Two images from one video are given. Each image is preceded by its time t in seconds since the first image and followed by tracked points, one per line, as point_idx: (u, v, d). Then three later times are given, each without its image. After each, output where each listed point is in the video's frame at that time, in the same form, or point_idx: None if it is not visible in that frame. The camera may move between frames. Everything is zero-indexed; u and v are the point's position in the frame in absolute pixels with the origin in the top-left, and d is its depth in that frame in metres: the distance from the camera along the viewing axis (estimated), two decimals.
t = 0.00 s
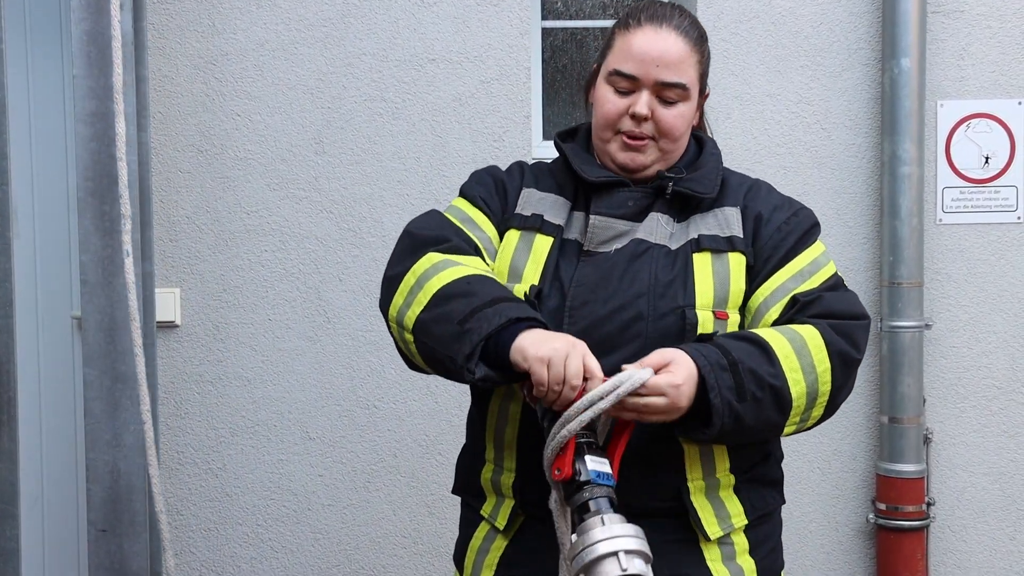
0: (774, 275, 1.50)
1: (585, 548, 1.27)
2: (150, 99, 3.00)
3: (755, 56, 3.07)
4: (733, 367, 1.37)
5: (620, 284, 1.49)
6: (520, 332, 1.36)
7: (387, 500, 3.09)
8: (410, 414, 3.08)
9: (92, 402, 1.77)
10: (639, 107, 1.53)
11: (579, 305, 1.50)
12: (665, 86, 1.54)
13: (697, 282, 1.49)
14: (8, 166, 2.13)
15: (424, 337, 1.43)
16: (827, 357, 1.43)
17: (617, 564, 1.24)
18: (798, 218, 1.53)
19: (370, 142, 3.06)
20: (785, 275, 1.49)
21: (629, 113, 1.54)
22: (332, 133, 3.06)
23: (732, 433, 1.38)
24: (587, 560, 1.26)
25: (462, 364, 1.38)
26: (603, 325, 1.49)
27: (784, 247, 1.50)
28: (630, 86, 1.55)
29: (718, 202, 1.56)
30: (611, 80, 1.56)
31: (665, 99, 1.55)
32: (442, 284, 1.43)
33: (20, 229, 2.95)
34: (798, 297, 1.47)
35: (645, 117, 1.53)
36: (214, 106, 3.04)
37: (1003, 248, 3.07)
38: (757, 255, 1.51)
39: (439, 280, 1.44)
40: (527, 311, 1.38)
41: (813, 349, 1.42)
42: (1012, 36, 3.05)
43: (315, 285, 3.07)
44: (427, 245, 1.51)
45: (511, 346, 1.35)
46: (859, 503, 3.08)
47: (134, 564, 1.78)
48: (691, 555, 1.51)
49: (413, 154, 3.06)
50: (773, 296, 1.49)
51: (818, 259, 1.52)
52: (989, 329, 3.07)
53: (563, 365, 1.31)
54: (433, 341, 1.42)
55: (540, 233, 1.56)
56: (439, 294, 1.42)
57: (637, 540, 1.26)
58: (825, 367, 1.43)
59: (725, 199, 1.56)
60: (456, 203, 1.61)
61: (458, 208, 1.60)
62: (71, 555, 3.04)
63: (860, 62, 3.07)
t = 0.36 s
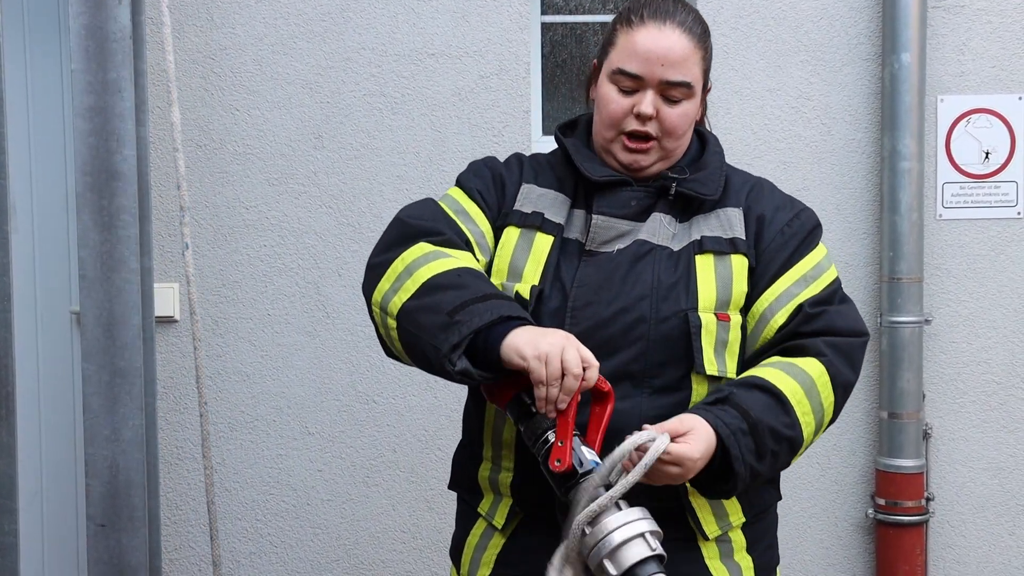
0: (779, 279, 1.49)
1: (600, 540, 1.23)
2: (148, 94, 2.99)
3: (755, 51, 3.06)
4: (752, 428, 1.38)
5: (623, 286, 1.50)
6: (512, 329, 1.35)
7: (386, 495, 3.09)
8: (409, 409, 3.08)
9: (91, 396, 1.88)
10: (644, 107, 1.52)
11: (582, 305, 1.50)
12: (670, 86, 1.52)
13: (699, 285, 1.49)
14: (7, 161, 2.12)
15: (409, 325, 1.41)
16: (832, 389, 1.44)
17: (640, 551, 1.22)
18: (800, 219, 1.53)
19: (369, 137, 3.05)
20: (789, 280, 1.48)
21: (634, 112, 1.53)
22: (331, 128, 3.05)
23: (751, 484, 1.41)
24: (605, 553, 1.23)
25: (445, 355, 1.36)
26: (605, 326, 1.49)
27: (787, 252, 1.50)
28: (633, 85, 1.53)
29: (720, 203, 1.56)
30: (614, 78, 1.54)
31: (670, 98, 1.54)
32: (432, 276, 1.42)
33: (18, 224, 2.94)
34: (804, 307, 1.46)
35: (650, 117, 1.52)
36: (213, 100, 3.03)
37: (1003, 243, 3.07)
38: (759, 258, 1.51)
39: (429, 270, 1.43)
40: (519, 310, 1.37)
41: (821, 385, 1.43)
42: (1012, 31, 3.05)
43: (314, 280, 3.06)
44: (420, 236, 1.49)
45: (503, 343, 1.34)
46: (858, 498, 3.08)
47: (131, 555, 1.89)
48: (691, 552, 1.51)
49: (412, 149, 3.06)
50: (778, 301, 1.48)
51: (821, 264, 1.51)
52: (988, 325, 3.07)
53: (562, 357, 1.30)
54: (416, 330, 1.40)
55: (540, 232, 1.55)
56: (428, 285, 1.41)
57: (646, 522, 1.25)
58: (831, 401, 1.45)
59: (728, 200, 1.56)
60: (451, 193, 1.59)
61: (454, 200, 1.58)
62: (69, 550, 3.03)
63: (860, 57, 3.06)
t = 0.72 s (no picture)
0: (771, 268, 1.49)
1: (601, 490, 1.24)
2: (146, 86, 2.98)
3: (754, 43, 3.05)
4: (746, 382, 1.34)
5: (621, 278, 1.49)
6: (497, 296, 1.37)
7: (385, 488, 3.09)
8: (408, 402, 3.08)
9: (89, 389, 1.83)
10: (647, 109, 1.50)
11: (580, 297, 1.50)
12: (672, 87, 1.50)
13: (698, 277, 1.49)
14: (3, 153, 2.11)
15: (392, 294, 1.43)
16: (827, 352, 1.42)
17: (641, 495, 1.22)
18: (798, 209, 1.53)
19: (367, 130, 3.04)
20: (782, 268, 1.48)
21: (636, 115, 1.52)
22: (329, 120, 3.04)
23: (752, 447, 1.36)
24: (607, 503, 1.23)
25: (427, 321, 1.38)
26: (603, 318, 1.49)
27: (781, 241, 1.50)
28: (635, 87, 1.51)
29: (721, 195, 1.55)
30: (615, 80, 1.52)
31: (672, 99, 1.52)
32: (417, 248, 1.44)
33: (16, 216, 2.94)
34: (795, 289, 1.46)
35: (653, 119, 1.51)
36: (211, 93, 3.02)
37: (1003, 236, 3.06)
38: (755, 248, 1.51)
39: (414, 243, 1.45)
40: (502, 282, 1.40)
41: (813, 342, 1.40)
42: (1012, 23, 3.04)
43: (312, 272, 3.06)
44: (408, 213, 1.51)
45: (489, 308, 1.37)
46: (856, 491, 3.08)
47: (131, 550, 1.85)
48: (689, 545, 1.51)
49: (410, 142, 3.04)
50: (772, 287, 1.48)
51: (816, 252, 1.51)
52: (987, 318, 3.07)
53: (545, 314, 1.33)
54: (400, 299, 1.42)
55: (539, 222, 1.55)
56: (412, 255, 1.43)
57: (645, 469, 1.25)
58: (827, 362, 1.41)
59: (727, 193, 1.55)
60: (450, 176, 1.60)
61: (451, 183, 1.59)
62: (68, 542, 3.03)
63: (860, 49, 3.05)
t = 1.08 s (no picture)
0: (774, 258, 1.49)
1: (592, 419, 1.26)
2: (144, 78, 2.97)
3: (753, 36, 3.05)
4: (754, 352, 1.35)
5: (617, 270, 1.49)
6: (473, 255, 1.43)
7: (383, 481, 3.09)
8: (406, 395, 3.07)
9: (86, 382, 1.81)
10: (639, 95, 1.51)
11: (575, 288, 1.50)
12: (663, 72, 1.51)
13: (694, 269, 1.48)
14: None
15: (376, 275, 1.49)
16: (833, 333, 1.42)
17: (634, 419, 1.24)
18: (797, 201, 1.53)
19: (365, 122, 3.03)
20: (785, 257, 1.48)
21: (628, 101, 1.52)
22: (326, 113, 3.03)
23: (762, 418, 1.37)
24: (598, 431, 1.25)
25: (409, 290, 1.44)
26: (599, 310, 1.49)
27: (781, 233, 1.50)
28: (627, 73, 1.52)
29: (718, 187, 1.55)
30: (606, 67, 1.54)
31: (665, 84, 1.53)
32: (398, 230, 1.51)
33: (12, 209, 2.93)
34: (797, 280, 1.46)
35: (645, 104, 1.51)
36: (208, 86, 3.01)
37: (1001, 229, 3.07)
38: (755, 240, 1.51)
39: (393, 226, 1.52)
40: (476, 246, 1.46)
41: (818, 323, 1.41)
42: (1011, 15, 3.03)
43: (310, 266, 3.05)
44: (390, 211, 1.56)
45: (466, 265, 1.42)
46: (854, 484, 3.09)
47: (128, 544, 1.82)
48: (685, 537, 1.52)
49: (408, 135, 3.04)
50: (773, 278, 1.48)
51: (817, 243, 1.51)
52: (985, 311, 3.07)
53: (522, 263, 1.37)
54: (384, 279, 1.48)
55: (532, 215, 1.56)
56: (391, 236, 1.50)
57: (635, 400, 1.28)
58: (833, 343, 1.42)
59: (724, 185, 1.55)
60: (439, 176, 1.63)
61: (439, 183, 1.62)
62: (66, 535, 3.03)
63: (858, 42, 3.05)
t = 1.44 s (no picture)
0: (762, 247, 1.48)
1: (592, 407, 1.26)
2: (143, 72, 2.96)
3: (752, 30, 3.04)
4: (733, 340, 1.34)
5: (610, 262, 1.50)
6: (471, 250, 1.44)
7: (383, 476, 3.09)
8: (406, 390, 3.07)
9: (86, 377, 1.81)
10: (634, 93, 1.50)
11: (569, 280, 1.51)
12: (659, 70, 1.51)
13: (685, 259, 1.48)
14: None
15: (377, 282, 1.49)
16: (811, 319, 1.41)
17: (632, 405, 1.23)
18: (788, 191, 1.52)
19: (364, 117, 3.03)
20: (774, 246, 1.48)
21: (624, 99, 1.52)
22: (325, 108, 3.02)
23: (746, 406, 1.35)
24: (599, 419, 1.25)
25: (413, 291, 1.45)
26: (593, 301, 1.49)
27: (771, 222, 1.49)
28: (622, 71, 1.52)
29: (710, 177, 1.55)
30: (601, 66, 1.53)
31: (660, 81, 1.52)
32: (394, 235, 1.52)
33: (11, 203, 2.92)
34: (783, 268, 1.46)
35: (641, 102, 1.51)
36: (207, 80, 3.00)
37: (1000, 224, 3.07)
38: (745, 230, 1.50)
39: (388, 232, 1.53)
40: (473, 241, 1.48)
41: (797, 309, 1.40)
42: (1010, 10, 3.03)
43: (309, 261, 3.05)
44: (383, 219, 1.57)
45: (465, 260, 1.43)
46: (853, 479, 3.09)
47: (127, 540, 1.82)
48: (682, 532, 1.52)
49: (407, 129, 3.03)
50: (760, 267, 1.48)
51: (806, 233, 1.50)
52: (984, 306, 3.07)
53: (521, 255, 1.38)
54: (386, 285, 1.48)
55: (525, 209, 1.56)
56: (387, 242, 1.51)
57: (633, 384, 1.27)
58: (813, 330, 1.41)
59: (717, 176, 1.55)
60: (432, 181, 1.64)
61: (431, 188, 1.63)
62: (65, 530, 3.03)
63: (858, 37, 3.04)
